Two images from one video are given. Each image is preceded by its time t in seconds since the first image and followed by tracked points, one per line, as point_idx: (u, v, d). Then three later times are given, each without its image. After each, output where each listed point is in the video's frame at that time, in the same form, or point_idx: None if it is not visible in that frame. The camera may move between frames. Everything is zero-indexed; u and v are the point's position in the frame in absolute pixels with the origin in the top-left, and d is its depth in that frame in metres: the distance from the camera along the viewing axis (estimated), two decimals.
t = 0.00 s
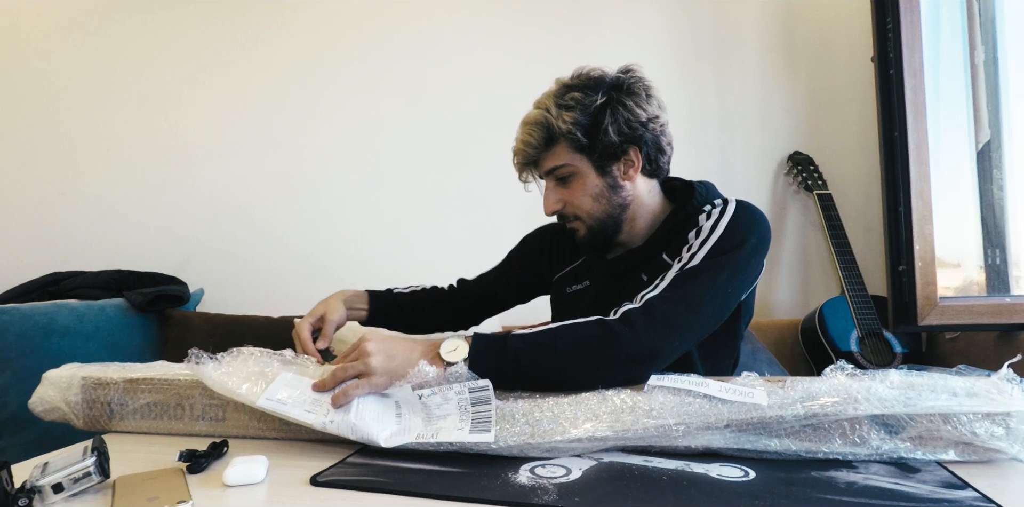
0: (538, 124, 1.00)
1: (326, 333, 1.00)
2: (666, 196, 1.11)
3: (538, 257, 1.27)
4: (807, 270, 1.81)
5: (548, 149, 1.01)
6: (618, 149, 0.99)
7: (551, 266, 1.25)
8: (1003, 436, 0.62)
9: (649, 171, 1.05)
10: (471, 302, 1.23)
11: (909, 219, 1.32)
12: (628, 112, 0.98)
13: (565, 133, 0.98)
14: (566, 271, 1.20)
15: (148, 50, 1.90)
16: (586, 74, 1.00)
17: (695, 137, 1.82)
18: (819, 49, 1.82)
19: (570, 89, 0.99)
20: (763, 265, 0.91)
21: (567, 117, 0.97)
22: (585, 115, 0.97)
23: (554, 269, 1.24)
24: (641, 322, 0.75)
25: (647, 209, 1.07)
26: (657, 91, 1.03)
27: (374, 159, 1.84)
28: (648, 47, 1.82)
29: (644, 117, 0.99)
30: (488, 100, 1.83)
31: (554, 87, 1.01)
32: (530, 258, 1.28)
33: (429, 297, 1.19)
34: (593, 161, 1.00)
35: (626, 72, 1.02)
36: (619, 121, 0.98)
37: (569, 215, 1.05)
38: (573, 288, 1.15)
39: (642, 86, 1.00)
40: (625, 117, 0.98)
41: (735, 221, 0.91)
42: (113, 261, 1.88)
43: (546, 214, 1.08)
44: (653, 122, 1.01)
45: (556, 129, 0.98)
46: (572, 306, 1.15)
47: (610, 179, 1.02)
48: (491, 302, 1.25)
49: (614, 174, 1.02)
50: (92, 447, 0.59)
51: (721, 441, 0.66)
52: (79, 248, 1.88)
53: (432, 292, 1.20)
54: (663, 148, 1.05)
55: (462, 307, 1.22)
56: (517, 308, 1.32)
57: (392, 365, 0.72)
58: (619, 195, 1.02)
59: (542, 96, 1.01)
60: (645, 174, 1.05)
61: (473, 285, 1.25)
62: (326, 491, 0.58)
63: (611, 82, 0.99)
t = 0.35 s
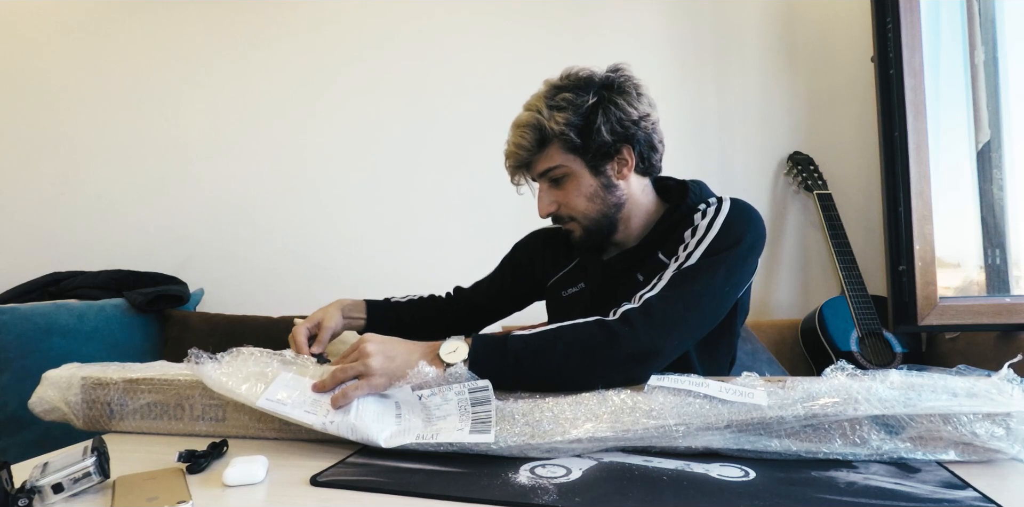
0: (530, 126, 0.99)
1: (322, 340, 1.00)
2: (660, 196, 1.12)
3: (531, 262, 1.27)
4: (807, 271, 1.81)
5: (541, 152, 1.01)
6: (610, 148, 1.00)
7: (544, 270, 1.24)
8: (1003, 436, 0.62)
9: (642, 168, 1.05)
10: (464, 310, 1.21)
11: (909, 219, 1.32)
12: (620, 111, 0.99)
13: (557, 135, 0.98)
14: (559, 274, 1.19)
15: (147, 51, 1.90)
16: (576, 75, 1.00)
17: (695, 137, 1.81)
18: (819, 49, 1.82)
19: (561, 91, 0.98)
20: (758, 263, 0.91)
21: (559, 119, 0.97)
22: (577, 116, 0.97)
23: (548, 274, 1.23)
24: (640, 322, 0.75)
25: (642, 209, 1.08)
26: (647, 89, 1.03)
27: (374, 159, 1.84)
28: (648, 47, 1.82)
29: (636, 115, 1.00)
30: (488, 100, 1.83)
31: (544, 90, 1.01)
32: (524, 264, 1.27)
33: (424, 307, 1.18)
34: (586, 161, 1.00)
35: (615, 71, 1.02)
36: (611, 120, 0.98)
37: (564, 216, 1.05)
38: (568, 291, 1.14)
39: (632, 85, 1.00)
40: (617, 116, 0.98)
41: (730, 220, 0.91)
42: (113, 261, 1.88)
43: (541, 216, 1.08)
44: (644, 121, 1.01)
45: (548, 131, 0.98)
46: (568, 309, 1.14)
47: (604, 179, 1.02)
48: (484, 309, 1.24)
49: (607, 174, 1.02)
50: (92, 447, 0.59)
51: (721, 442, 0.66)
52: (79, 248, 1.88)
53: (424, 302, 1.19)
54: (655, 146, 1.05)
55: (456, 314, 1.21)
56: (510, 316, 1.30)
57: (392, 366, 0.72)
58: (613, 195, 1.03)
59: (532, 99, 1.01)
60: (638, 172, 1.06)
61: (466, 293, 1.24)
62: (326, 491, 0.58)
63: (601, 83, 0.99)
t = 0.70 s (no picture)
0: (524, 126, 1.00)
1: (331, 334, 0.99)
2: (653, 196, 1.11)
3: (528, 263, 1.27)
4: (806, 271, 1.81)
5: (535, 150, 1.02)
6: (603, 147, 0.99)
7: (541, 272, 1.24)
8: (1003, 436, 0.62)
9: (634, 167, 1.05)
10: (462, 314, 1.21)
11: (909, 219, 1.31)
12: (612, 110, 0.99)
13: (551, 134, 0.98)
14: (555, 276, 1.19)
15: (147, 51, 1.90)
16: (569, 75, 1.01)
17: (696, 138, 1.81)
18: (819, 49, 1.82)
19: (553, 91, 0.99)
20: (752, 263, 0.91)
21: (552, 118, 0.97)
22: (570, 115, 0.97)
23: (544, 276, 1.23)
24: (638, 321, 0.75)
25: (635, 208, 1.07)
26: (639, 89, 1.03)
27: (374, 159, 1.84)
28: (648, 47, 1.82)
29: (628, 114, 1.00)
30: (488, 100, 1.83)
31: (537, 90, 1.02)
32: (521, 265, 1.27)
33: (422, 309, 1.17)
34: (579, 160, 1.00)
35: (608, 71, 1.02)
36: (603, 119, 0.98)
37: (558, 215, 1.05)
38: (563, 292, 1.15)
39: (624, 84, 1.00)
40: (609, 115, 0.98)
41: (723, 220, 0.91)
42: (113, 261, 1.88)
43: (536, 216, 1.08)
44: (636, 119, 1.01)
45: (541, 130, 0.99)
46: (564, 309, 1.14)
47: (597, 177, 1.02)
48: (482, 312, 1.24)
49: (600, 172, 1.02)
50: (91, 447, 0.59)
51: (722, 439, 0.65)
52: (80, 248, 1.88)
53: (422, 303, 1.18)
54: (647, 145, 1.05)
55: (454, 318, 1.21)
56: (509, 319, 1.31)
57: (394, 348, 0.73)
58: (606, 193, 1.02)
59: (525, 100, 1.02)
60: (631, 171, 1.05)
61: (463, 295, 1.24)
62: (326, 491, 0.58)
63: (593, 82, 0.99)
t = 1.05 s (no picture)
0: (522, 120, 1.00)
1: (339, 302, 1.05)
2: (648, 196, 1.11)
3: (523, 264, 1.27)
4: (806, 271, 1.81)
5: (531, 145, 1.01)
6: (599, 144, 0.99)
7: (536, 272, 1.24)
8: (1004, 436, 0.62)
9: (630, 165, 1.05)
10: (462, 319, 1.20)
11: (909, 219, 1.31)
12: (609, 108, 0.98)
13: (548, 128, 0.98)
14: (550, 276, 1.19)
15: (147, 50, 1.90)
16: (568, 71, 1.00)
17: (695, 138, 1.81)
18: (820, 48, 1.82)
19: (552, 86, 0.98)
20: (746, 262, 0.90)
21: (550, 112, 0.97)
22: (568, 111, 0.97)
23: (539, 275, 1.23)
24: (637, 320, 0.75)
25: (628, 206, 1.07)
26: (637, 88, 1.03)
27: (374, 159, 1.84)
28: (648, 47, 1.82)
29: (625, 113, 1.00)
30: (488, 100, 1.83)
31: (536, 85, 1.01)
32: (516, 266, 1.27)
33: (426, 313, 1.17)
34: (575, 156, 1.00)
35: (607, 69, 1.02)
36: (600, 116, 0.98)
37: (552, 210, 1.05)
38: (557, 291, 1.15)
39: (623, 83, 1.00)
40: (606, 112, 0.98)
41: (717, 220, 0.90)
42: (113, 261, 1.88)
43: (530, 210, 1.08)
44: (633, 118, 1.01)
45: (539, 125, 0.98)
46: (559, 309, 1.14)
47: (592, 174, 1.01)
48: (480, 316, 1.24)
49: (595, 169, 1.02)
50: (92, 447, 0.59)
51: (723, 438, 0.65)
52: (80, 248, 1.88)
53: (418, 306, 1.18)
54: (643, 144, 1.05)
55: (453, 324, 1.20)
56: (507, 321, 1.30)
57: (388, 339, 0.73)
58: (601, 190, 1.02)
59: (525, 94, 1.01)
60: (626, 169, 1.05)
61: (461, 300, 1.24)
62: (327, 491, 0.58)
63: (592, 79, 0.99)
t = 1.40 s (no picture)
0: (539, 111, 1.00)
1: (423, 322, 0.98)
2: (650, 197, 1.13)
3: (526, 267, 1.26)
4: (806, 271, 1.81)
5: (546, 137, 1.02)
6: (614, 138, 1.01)
7: (539, 274, 1.23)
8: (1003, 437, 0.62)
9: (638, 161, 1.07)
10: (470, 329, 1.18)
11: (909, 219, 1.31)
12: (623, 104, 1.02)
13: (566, 120, 0.99)
14: (553, 277, 1.19)
15: (147, 51, 1.90)
16: (581, 68, 1.03)
17: (696, 138, 1.81)
18: (820, 48, 1.82)
19: (568, 81, 1.00)
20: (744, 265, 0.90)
21: (568, 105, 0.98)
22: (586, 103, 0.99)
23: (543, 276, 1.22)
24: (640, 324, 0.75)
25: (637, 202, 1.08)
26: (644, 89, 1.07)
27: (374, 159, 1.84)
28: (648, 47, 1.82)
29: (637, 109, 1.03)
30: (488, 100, 1.83)
31: (550, 81, 1.03)
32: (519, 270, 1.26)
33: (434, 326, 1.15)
34: (590, 149, 1.01)
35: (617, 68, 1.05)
36: (616, 111, 1.01)
37: (564, 203, 1.04)
38: (558, 291, 1.15)
39: (634, 82, 1.04)
40: (621, 107, 1.01)
41: (715, 224, 0.90)
42: (113, 261, 1.88)
43: (540, 204, 1.07)
44: (644, 115, 1.05)
45: (556, 117, 0.99)
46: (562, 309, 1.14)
47: (606, 167, 1.03)
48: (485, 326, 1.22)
49: (608, 163, 1.03)
50: (92, 447, 0.59)
51: (722, 447, 0.66)
52: (80, 248, 1.88)
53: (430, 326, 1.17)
54: (651, 142, 1.08)
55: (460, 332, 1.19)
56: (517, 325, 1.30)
57: (382, 365, 0.71)
58: (613, 184, 1.03)
59: (539, 88, 1.02)
60: (635, 165, 1.07)
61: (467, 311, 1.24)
62: (326, 491, 0.58)
63: (606, 75, 1.02)
